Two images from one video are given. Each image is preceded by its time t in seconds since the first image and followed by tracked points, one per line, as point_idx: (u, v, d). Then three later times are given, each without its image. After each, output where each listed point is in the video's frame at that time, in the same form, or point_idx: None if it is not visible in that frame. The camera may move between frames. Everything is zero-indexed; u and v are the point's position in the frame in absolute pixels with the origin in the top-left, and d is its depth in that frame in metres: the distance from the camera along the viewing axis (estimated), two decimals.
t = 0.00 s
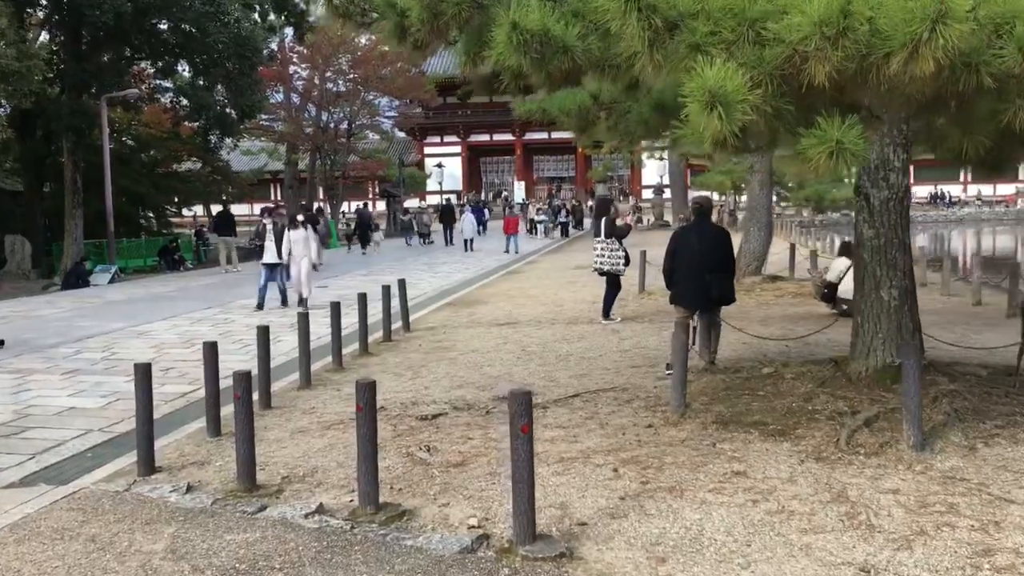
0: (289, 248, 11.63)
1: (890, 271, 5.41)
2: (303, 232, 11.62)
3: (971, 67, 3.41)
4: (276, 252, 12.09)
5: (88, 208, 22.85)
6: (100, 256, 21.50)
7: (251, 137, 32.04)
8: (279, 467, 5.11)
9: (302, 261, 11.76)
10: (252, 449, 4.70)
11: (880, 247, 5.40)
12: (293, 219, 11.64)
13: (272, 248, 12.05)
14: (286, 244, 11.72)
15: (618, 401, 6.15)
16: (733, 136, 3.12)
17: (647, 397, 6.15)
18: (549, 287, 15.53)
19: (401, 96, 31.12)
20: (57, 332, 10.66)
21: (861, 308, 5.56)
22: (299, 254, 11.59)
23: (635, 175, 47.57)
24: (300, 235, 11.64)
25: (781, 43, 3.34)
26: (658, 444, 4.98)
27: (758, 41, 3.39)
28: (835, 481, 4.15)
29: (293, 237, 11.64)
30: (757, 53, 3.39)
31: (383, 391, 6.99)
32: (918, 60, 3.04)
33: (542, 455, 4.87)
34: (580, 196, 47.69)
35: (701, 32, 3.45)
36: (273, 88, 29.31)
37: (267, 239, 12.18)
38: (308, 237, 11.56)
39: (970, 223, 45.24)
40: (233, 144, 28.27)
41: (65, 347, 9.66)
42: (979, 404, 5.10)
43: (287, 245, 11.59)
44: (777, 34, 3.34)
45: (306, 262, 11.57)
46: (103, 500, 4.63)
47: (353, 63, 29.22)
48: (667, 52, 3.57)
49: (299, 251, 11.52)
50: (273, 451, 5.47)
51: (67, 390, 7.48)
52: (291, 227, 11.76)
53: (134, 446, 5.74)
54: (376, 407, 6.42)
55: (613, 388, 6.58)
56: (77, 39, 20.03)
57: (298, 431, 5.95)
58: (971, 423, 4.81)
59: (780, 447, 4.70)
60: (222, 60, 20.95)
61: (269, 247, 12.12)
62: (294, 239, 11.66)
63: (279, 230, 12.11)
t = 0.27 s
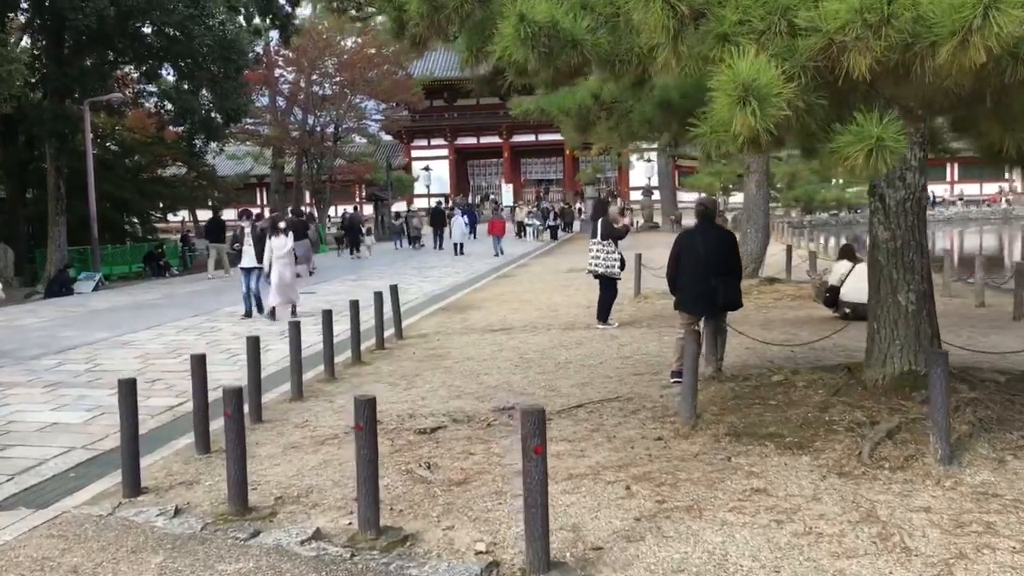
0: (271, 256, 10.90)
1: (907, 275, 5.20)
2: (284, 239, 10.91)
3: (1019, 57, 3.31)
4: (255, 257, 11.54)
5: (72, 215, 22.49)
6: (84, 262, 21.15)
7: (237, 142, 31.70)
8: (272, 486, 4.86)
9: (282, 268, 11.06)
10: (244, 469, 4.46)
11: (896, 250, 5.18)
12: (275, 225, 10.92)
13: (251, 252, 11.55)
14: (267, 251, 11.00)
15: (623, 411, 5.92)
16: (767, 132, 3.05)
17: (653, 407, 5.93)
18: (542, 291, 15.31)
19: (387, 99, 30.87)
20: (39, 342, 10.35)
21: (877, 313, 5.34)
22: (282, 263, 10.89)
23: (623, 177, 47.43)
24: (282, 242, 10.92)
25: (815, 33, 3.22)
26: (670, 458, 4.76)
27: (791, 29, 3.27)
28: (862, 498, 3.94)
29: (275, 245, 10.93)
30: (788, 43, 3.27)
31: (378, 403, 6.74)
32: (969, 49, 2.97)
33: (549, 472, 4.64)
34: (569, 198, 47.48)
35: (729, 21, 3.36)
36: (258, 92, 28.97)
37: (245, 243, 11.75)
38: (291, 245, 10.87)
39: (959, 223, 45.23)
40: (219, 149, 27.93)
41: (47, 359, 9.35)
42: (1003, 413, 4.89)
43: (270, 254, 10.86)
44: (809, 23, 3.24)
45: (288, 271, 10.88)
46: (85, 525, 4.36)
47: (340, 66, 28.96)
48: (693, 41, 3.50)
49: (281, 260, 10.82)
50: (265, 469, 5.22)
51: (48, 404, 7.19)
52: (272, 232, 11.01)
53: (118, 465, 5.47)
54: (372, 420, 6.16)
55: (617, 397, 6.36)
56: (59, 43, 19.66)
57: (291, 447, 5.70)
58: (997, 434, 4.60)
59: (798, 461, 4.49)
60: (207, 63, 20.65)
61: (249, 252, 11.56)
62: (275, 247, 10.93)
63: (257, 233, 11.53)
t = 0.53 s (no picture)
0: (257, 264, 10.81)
1: (934, 271, 4.97)
2: (273, 246, 10.81)
3: None
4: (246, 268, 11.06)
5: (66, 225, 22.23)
6: (78, 273, 20.89)
7: (231, 149, 31.47)
8: (274, 506, 4.62)
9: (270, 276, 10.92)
10: (244, 491, 4.23)
11: (921, 245, 4.96)
12: (261, 233, 10.78)
13: (241, 262, 11.05)
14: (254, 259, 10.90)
15: (638, 418, 5.69)
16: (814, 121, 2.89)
17: (669, 413, 5.70)
18: (543, 293, 15.09)
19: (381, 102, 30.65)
20: (33, 357, 10.09)
21: (900, 311, 5.13)
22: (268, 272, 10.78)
23: (619, 176, 47.24)
24: (267, 250, 10.79)
25: (857, 12, 3.03)
26: (690, 468, 4.54)
27: (830, 6, 3.06)
28: (901, 510, 3.74)
29: (261, 253, 10.81)
30: (828, 20, 3.07)
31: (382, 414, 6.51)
32: None
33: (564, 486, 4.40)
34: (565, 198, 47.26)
35: None
36: (251, 98, 28.67)
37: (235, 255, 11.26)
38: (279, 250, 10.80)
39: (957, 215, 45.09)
40: (213, 156, 27.68)
41: (40, 374, 9.10)
42: None
43: (255, 262, 10.77)
44: (849, 3, 3.04)
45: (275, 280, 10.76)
46: (78, 554, 4.12)
47: (333, 70, 28.74)
48: (722, 23, 3.31)
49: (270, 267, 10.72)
50: (266, 488, 4.98)
51: (41, 422, 6.94)
52: (259, 240, 10.87)
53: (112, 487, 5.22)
54: (375, 433, 5.94)
55: (630, 404, 6.13)
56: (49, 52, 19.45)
57: (292, 463, 5.47)
58: None
59: (826, 468, 4.28)
60: (199, 70, 20.34)
61: (239, 263, 11.05)
62: (261, 255, 10.82)
63: (247, 242, 11.04)
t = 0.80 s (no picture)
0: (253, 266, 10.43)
1: (973, 262, 4.69)
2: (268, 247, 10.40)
3: None
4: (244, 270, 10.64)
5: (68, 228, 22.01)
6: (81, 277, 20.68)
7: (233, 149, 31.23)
8: (277, 522, 4.36)
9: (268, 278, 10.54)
10: (245, 508, 3.98)
11: (959, 236, 4.68)
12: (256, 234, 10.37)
13: (239, 262, 10.62)
14: (250, 260, 10.51)
15: (658, 422, 5.40)
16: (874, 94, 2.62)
17: (690, 416, 5.43)
18: (551, 291, 14.80)
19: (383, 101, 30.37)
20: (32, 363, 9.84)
21: (936, 306, 4.85)
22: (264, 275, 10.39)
23: (624, 171, 46.89)
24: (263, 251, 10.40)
25: None
26: (718, 476, 4.27)
27: None
28: (953, 522, 3.48)
29: (256, 255, 10.42)
30: None
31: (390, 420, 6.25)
32: None
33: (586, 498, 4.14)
34: (570, 193, 46.99)
35: None
36: (253, 98, 28.38)
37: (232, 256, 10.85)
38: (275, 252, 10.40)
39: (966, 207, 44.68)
40: (215, 157, 27.42)
41: (38, 380, 8.85)
42: None
43: (251, 265, 10.39)
44: None
45: (272, 282, 10.38)
46: None
47: (336, 68, 28.47)
48: None
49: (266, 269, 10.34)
50: (268, 501, 4.72)
51: (36, 431, 6.68)
52: (255, 242, 10.46)
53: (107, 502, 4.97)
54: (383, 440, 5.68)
55: (649, 406, 5.85)
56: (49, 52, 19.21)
57: (296, 473, 5.21)
58: None
59: (867, 476, 4.01)
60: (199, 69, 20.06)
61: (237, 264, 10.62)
62: (257, 256, 10.44)
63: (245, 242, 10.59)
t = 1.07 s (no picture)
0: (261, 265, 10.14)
1: None
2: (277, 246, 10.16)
3: None
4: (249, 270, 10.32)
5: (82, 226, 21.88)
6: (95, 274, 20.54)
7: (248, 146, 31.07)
8: (284, 537, 4.09)
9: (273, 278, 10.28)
10: (250, 522, 3.72)
11: (1014, 234, 4.36)
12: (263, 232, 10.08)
13: (241, 262, 10.28)
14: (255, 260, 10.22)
15: (689, 431, 5.11)
16: (957, 70, 2.32)
17: (722, 424, 5.14)
18: (569, 290, 14.50)
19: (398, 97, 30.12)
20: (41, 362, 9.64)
21: (989, 308, 4.54)
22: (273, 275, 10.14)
23: (640, 169, 46.48)
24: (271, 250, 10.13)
25: None
26: (757, 491, 3.98)
27: None
28: (1021, 546, 3.19)
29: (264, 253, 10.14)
30: None
31: (406, 426, 6.00)
32: None
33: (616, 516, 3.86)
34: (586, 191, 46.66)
35: None
36: (268, 95, 28.15)
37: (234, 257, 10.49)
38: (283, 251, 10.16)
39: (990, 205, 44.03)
40: (230, 154, 27.23)
41: (46, 381, 8.64)
42: None
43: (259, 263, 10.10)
44: None
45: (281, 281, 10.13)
46: None
47: (351, 64, 28.25)
48: None
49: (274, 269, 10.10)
50: (276, 513, 4.46)
51: (40, 436, 6.45)
52: (261, 241, 10.17)
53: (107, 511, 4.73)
54: (397, 447, 5.41)
55: (677, 413, 5.55)
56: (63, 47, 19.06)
57: (307, 482, 4.96)
58: None
59: (920, 493, 3.71)
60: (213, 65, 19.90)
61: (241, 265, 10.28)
62: (264, 255, 10.15)
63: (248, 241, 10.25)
